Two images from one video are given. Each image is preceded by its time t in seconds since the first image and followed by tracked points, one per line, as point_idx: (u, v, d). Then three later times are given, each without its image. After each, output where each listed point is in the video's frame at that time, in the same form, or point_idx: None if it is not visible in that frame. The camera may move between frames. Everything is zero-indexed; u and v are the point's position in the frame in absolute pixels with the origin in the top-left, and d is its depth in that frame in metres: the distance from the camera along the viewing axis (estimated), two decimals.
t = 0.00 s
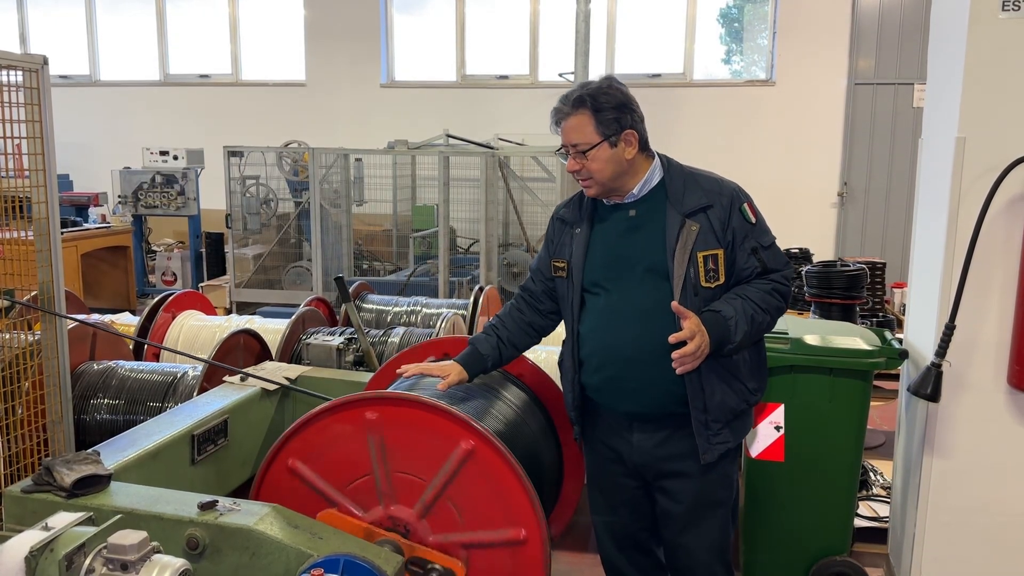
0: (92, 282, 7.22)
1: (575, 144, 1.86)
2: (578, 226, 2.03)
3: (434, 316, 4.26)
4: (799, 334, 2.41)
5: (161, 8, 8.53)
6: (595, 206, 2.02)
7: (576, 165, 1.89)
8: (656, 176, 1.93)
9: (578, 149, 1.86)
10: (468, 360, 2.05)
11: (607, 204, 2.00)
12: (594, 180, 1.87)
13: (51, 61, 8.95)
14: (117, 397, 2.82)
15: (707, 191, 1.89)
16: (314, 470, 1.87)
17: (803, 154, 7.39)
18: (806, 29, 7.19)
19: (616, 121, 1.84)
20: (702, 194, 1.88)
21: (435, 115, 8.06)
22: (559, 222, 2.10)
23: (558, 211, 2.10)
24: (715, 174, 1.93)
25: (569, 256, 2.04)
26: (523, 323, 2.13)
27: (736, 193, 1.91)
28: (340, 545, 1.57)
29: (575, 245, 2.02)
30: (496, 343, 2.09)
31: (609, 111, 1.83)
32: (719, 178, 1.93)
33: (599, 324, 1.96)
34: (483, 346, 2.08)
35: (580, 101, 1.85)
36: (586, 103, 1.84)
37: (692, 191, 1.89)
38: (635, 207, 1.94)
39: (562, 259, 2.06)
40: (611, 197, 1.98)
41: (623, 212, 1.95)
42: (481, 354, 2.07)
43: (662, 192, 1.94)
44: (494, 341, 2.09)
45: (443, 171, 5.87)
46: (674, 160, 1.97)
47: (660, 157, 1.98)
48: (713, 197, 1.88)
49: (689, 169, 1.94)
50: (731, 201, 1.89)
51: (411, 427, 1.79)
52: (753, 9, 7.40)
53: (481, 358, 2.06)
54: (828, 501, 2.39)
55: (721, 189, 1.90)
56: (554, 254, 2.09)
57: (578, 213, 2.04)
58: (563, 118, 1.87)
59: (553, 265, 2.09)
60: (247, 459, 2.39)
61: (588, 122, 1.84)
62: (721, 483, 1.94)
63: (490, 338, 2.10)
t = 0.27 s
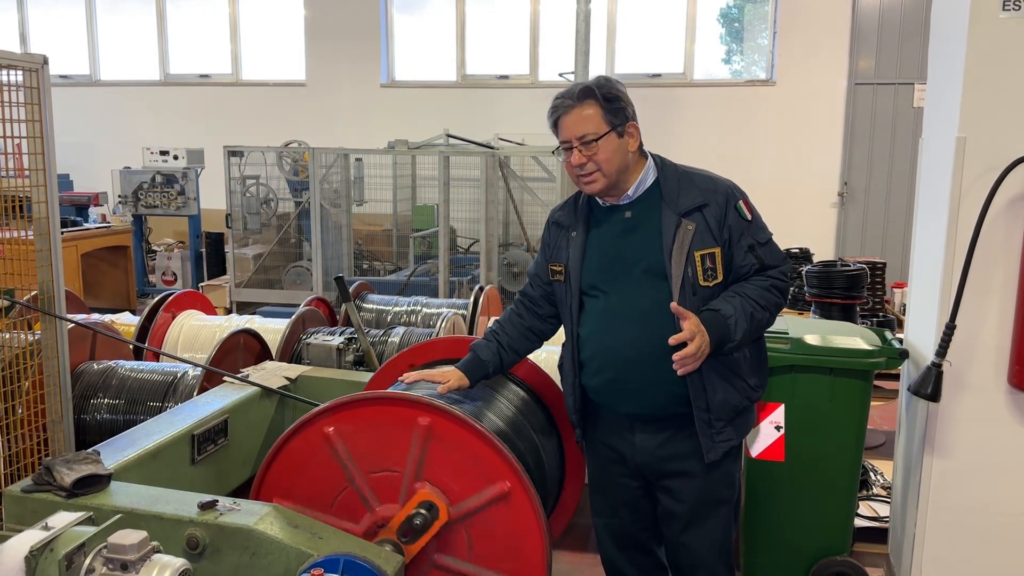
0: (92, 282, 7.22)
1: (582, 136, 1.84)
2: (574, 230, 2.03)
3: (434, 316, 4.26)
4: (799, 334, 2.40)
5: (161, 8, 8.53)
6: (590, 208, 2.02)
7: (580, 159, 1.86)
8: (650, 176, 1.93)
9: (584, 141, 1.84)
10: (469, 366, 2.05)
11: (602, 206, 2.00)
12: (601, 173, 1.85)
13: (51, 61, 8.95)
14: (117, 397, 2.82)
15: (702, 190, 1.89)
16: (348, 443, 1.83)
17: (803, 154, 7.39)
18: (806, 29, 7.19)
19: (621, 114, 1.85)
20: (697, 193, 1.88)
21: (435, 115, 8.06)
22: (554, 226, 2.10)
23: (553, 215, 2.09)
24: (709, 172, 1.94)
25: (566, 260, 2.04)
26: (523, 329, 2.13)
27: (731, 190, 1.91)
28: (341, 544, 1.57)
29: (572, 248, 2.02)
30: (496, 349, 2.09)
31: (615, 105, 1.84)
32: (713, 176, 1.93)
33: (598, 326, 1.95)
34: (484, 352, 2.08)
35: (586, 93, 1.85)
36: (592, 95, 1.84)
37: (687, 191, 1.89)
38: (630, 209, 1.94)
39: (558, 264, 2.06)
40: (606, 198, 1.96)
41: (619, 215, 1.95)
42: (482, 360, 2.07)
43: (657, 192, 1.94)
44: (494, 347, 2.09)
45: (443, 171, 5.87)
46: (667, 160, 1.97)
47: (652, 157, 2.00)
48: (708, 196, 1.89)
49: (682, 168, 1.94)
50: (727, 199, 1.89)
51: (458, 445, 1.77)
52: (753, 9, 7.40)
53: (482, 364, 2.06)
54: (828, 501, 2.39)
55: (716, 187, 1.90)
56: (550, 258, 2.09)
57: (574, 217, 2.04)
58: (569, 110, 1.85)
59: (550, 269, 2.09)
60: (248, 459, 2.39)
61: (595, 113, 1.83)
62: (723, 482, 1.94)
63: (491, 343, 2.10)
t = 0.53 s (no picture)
0: (92, 282, 7.21)
1: (594, 122, 1.84)
2: (572, 228, 2.03)
3: (434, 316, 4.26)
4: (799, 334, 2.40)
5: (161, 8, 8.53)
6: (588, 206, 2.02)
7: (592, 145, 1.85)
8: (648, 176, 1.94)
9: (598, 127, 1.84)
10: (471, 373, 2.04)
11: (601, 204, 2.00)
12: (611, 162, 1.85)
13: (51, 60, 8.95)
14: (117, 396, 2.82)
15: (700, 189, 1.89)
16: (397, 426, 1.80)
17: (804, 154, 7.39)
18: (806, 29, 7.19)
19: (631, 107, 1.88)
20: (695, 192, 1.88)
21: (435, 115, 8.06)
22: (553, 226, 2.10)
23: (552, 214, 2.09)
24: (707, 171, 1.94)
25: (564, 260, 2.04)
26: (524, 332, 2.13)
27: (729, 189, 1.90)
28: (341, 544, 1.57)
29: (570, 247, 2.02)
30: (498, 354, 2.09)
31: (627, 97, 1.87)
32: (711, 175, 1.93)
33: (596, 325, 1.95)
34: (486, 358, 2.07)
35: (599, 82, 1.86)
36: (605, 84, 1.86)
37: (685, 189, 1.89)
38: (628, 208, 1.94)
39: (557, 263, 2.06)
40: (606, 194, 1.95)
41: (617, 214, 1.95)
42: (485, 366, 2.07)
43: (655, 191, 1.94)
44: (496, 353, 2.09)
45: (443, 171, 5.87)
46: (665, 160, 1.98)
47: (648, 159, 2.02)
48: (706, 194, 1.89)
49: (680, 167, 1.94)
50: (725, 198, 1.89)
51: (499, 480, 1.76)
52: (753, 9, 7.40)
53: (485, 371, 2.06)
54: (828, 501, 2.39)
55: (714, 186, 1.90)
56: (549, 258, 2.09)
57: (572, 216, 2.04)
58: (583, 96, 1.85)
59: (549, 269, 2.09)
60: (247, 459, 2.39)
61: (609, 101, 1.85)
62: (722, 482, 1.94)
63: (492, 349, 2.09)
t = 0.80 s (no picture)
0: (92, 282, 7.21)
1: (601, 115, 1.84)
2: (572, 225, 2.02)
3: (434, 316, 4.26)
4: (800, 334, 2.40)
5: (161, 8, 8.53)
6: (588, 204, 2.01)
7: (597, 136, 1.85)
8: (649, 174, 1.94)
9: (604, 118, 1.84)
10: (470, 375, 2.03)
11: (601, 200, 1.99)
12: (615, 155, 1.85)
13: (51, 60, 8.95)
14: (117, 396, 2.82)
15: (700, 188, 1.89)
16: (453, 434, 1.77)
17: (804, 154, 7.39)
18: (806, 29, 7.19)
19: (639, 103, 1.88)
20: (696, 190, 1.88)
21: (435, 115, 8.06)
22: (553, 223, 2.09)
23: (552, 211, 2.09)
24: (708, 171, 1.93)
25: (564, 257, 2.03)
26: (523, 333, 2.12)
27: (730, 189, 1.91)
28: (341, 544, 1.57)
29: (570, 245, 2.01)
30: (498, 356, 2.08)
31: (635, 93, 1.88)
32: (711, 174, 1.93)
33: (594, 322, 1.95)
34: (485, 360, 2.06)
35: (608, 76, 1.87)
36: (613, 78, 1.87)
37: (685, 188, 1.89)
38: (629, 206, 1.94)
39: (556, 261, 2.05)
40: (607, 189, 1.94)
41: (618, 211, 1.95)
42: (484, 368, 2.06)
43: (655, 189, 1.94)
44: (495, 354, 2.08)
45: (443, 171, 5.87)
46: (667, 159, 1.97)
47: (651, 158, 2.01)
48: (706, 193, 1.89)
49: (682, 167, 1.94)
50: (726, 197, 1.89)
51: (517, 532, 1.76)
52: (753, 9, 7.40)
53: (485, 373, 2.05)
54: (829, 502, 2.39)
55: (714, 185, 1.90)
56: (549, 255, 2.08)
57: (573, 213, 2.04)
58: (591, 87, 1.86)
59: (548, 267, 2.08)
60: (247, 460, 2.39)
61: (616, 95, 1.85)
62: (722, 483, 1.93)
63: (491, 350, 2.09)
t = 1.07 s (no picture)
0: (92, 282, 7.21)
1: (609, 109, 1.85)
2: (573, 221, 2.02)
3: (434, 316, 4.26)
4: (800, 334, 2.40)
5: (161, 8, 8.53)
6: (590, 201, 2.01)
7: (605, 130, 1.86)
8: (653, 173, 1.94)
9: (612, 113, 1.85)
10: (474, 358, 2.04)
11: (603, 197, 1.99)
12: (622, 150, 1.86)
13: (51, 60, 8.95)
14: (117, 396, 2.82)
15: (703, 188, 1.90)
16: (486, 464, 1.76)
17: (804, 155, 7.38)
18: (806, 28, 7.19)
19: (646, 101, 1.90)
20: (698, 190, 1.88)
21: (436, 115, 8.06)
22: (555, 220, 2.09)
23: (555, 207, 2.09)
24: (711, 172, 1.94)
25: (564, 253, 2.03)
26: (525, 323, 2.12)
27: (732, 190, 1.91)
28: (340, 544, 1.57)
29: (570, 240, 2.01)
30: (501, 341, 2.08)
31: (643, 91, 1.90)
32: (714, 175, 1.93)
33: (592, 319, 1.95)
34: (489, 343, 2.07)
35: (618, 72, 1.88)
36: (623, 74, 1.88)
37: (688, 187, 1.89)
38: (631, 203, 1.93)
39: (557, 256, 2.06)
40: (610, 185, 1.94)
41: (619, 208, 1.95)
42: (487, 351, 2.06)
43: (658, 187, 1.93)
44: (499, 339, 2.09)
45: (443, 171, 5.87)
46: (671, 159, 1.97)
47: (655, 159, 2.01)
48: (708, 193, 1.89)
49: (685, 166, 1.94)
50: (728, 198, 1.89)
51: None
52: (753, 9, 7.40)
53: (488, 356, 2.06)
54: (829, 502, 2.39)
55: (717, 186, 1.90)
56: (550, 251, 2.09)
57: (575, 209, 2.04)
58: (599, 82, 1.87)
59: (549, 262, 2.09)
60: (247, 460, 2.39)
61: (625, 91, 1.87)
62: (719, 483, 1.94)
63: (495, 335, 2.09)
